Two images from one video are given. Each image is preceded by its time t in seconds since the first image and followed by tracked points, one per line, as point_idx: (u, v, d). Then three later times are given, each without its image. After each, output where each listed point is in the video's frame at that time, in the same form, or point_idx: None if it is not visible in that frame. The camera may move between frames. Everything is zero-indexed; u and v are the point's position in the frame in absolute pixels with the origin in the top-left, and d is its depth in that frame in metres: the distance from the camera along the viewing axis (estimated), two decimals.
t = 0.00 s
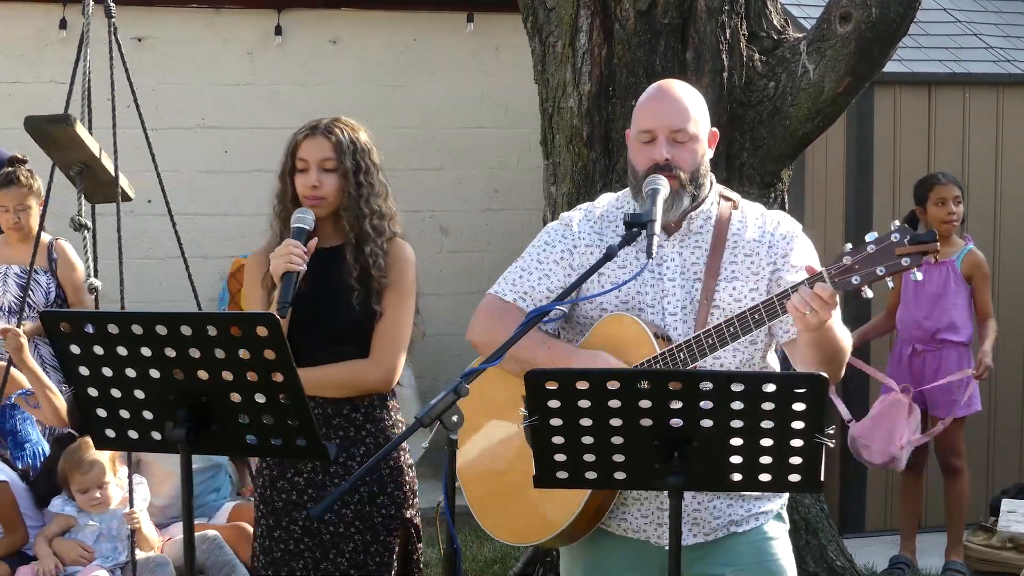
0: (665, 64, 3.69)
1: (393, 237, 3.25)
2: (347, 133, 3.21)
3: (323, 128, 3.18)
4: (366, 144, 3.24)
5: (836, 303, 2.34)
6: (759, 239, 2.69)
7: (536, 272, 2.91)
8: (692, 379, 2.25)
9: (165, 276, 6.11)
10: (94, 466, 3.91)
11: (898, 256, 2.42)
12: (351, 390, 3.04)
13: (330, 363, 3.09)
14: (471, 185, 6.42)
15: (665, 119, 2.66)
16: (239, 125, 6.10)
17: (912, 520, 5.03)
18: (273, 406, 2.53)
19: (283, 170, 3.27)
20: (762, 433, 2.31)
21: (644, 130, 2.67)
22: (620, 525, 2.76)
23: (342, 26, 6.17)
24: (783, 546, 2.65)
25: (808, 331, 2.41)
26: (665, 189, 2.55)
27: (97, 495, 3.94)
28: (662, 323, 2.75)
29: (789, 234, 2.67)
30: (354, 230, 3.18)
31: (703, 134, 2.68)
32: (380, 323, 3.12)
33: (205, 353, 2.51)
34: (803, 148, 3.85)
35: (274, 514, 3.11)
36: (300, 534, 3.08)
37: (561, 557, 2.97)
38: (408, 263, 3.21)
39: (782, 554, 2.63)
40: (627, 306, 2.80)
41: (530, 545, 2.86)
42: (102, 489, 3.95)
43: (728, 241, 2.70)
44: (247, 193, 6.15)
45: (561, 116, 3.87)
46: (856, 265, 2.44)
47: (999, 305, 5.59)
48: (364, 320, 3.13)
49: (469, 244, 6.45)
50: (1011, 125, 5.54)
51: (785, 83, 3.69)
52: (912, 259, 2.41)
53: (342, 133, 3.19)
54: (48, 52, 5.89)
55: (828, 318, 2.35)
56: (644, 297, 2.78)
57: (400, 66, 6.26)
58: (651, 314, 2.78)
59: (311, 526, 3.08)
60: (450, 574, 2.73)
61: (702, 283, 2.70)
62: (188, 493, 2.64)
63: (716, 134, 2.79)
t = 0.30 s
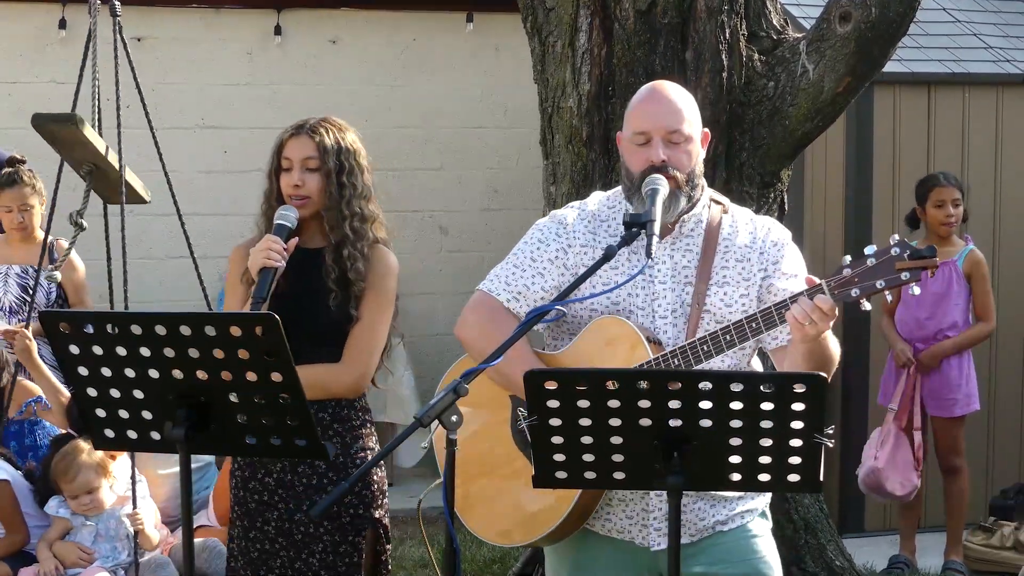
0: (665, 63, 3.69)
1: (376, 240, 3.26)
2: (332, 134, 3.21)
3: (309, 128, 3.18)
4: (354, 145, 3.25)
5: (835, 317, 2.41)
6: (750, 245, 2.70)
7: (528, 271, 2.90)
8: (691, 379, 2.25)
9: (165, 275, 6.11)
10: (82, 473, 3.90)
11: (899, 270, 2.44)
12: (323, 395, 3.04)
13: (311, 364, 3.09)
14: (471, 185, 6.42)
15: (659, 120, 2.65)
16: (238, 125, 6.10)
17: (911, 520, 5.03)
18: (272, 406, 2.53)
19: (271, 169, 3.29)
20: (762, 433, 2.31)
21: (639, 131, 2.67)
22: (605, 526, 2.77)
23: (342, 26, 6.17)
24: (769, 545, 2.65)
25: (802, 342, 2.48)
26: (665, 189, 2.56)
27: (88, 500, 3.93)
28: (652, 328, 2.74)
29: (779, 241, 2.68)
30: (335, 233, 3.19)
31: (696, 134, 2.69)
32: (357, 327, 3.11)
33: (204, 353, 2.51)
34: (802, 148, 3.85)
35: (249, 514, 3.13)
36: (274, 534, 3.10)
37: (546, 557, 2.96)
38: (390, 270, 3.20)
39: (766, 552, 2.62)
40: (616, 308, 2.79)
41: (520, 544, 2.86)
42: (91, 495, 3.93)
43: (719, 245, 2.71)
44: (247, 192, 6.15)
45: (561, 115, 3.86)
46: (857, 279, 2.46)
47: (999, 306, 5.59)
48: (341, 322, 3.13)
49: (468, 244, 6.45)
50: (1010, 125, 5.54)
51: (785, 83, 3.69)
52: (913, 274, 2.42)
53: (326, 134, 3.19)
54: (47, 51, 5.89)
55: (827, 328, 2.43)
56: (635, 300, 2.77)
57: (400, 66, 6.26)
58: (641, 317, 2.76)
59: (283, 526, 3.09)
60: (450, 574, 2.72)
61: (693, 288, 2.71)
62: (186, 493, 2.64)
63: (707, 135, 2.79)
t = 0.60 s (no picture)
0: (664, 63, 3.69)
1: (368, 248, 3.26)
2: (329, 138, 3.20)
3: (307, 130, 3.18)
4: (350, 150, 3.25)
5: (819, 303, 2.37)
6: (744, 241, 2.68)
7: (522, 268, 2.90)
8: (690, 379, 2.25)
9: (164, 275, 6.11)
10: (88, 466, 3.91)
11: (883, 257, 2.39)
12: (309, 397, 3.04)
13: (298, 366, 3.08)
14: (470, 185, 6.42)
15: (655, 117, 2.65)
16: (237, 124, 6.10)
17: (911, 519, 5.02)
18: (272, 406, 2.53)
19: (264, 168, 3.27)
20: (761, 432, 2.31)
21: (637, 128, 2.67)
22: (601, 523, 2.76)
23: (341, 26, 6.17)
24: (766, 546, 2.64)
25: (790, 331, 2.42)
26: (665, 189, 2.56)
27: (89, 493, 3.93)
28: (646, 323, 2.75)
29: (773, 238, 2.66)
30: (327, 239, 3.18)
31: (692, 129, 2.68)
32: (346, 331, 3.11)
33: (204, 352, 2.51)
34: (802, 148, 3.85)
35: (234, 515, 3.10)
36: (259, 535, 3.08)
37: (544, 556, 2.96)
38: (381, 278, 3.22)
39: (764, 553, 2.62)
40: (610, 305, 2.81)
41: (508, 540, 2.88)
42: (96, 488, 3.94)
43: (713, 242, 2.71)
44: (247, 191, 6.15)
45: (560, 114, 3.87)
46: (840, 266, 2.41)
47: (998, 305, 5.59)
48: (331, 326, 3.13)
49: (467, 243, 6.45)
50: (1009, 125, 5.55)
51: (784, 82, 3.69)
52: (896, 261, 2.38)
53: (324, 137, 3.19)
54: (47, 51, 5.89)
55: (812, 316, 2.38)
56: (629, 297, 2.78)
57: (399, 65, 6.26)
58: (635, 313, 2.77)
59: (268, 527, 3.07)
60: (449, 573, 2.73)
61: (686, 283, 2.70)
62: (186, 492, 2.64)
63: (703, 131, 2.78)
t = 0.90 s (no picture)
0: (662, 62, 3.69)
1: (373, 246, 3.25)
2: (334, 136, 3.20)
3: (312, 129, 3.19)
4: (354, 150, 3.24)
5: (795, 286, 2.32)
6: (742, 234, 2.68)
7: (519, 271, 2.91)
8: (687, 377, 2.25)
9: (162, 274, 6.11)
10: (95, 459, 3.89)
11: (856, 236, 2.38)
12: (321, 398, 3.03)
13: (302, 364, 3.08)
14: (469, 184, 6.42)
15: (653, 115, 2.65)
16: (235, 124, 6.10)
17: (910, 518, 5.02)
18: (270, 406, 2.53)
19: (268, 168, 3.27)
20: (760, 431, 2.30)
21: (634, 127, 2.67)
22: (605, 523, 2.75)
23: (340, 25, 6.17)
24: (772, 547, 2.63)
25: (774, 316, 2.38)
26: (662, 187, 2.56)
27: (95, 489, 3.89)
28: (644, 320, 2.74)
29: (771, 230, 2.65)
30: (332, 239, 3.17)
31: (690, 127, 2.68)
32: (353, 331, 3.11)
33: (202, 352, 2.51)
34: (800, 147, 3.85)
35: (242, 516, 3.08)
36: (268, 535, 3.06)
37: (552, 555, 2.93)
38: (388, 275, 3.21)
39: (770, 555, 2.61)
40: (609, 303, 2.80)
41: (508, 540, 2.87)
42: (101, 484, 3.90)
43: (711, 236, 2.70)
44: (245, 191, 6.14)
45: (558, 114, 3.87)
46: (815, 247, 2.38)
47: (996, 304, 5.59)
48: (339, 325, 3.13)
49: (465, 243, 6.45)
50: (1007, 123, 5.54)
51: (782, 81, 3.69)
52: (870, 239, 2.37)
53: (329, 136, 3.19)
54: (45, 50, 5.89)
55: (788, 300, 2.32)
56: (627, 294, 2.78)
57: (397, 65, 6.25)
58: (633, 311, 2.77)
59: (277, 527, 3.05)
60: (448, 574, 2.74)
61: (683, 279, 2.69)
62: (184, 492, 2.64)
63: (701, 131, 2.79)
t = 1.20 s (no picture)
0: (662, 62, 3.67)
1: (393, 243, 3.25)
2: (351, 133, 3.19)
3: (328, 127, 3.17)
4: (372, 146, 3.23)
5: (781, 290, 2.29)
6: (746, 234, 2.67)
7: (529, 279, 2.92)
8: (688, 377, 2.25)
9: (161, 274, 6.11)
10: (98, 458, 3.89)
11: (840, 237, 2.33)
12: (347, 396, 3.04)
13: (315, 364, 3.09)
14: (468, 184, 6.42)
15: (659, 117, 2.65)
16: (235, 123, 6.09)
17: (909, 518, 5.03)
18: (271, 405, 2.53)
19: (286, 167, 3.26)
20: (760, 432, 2.31)
21: (636, 130, 2.67)
22: (620, 523, 2.74)
23: (339, 24, 6.17)
24: (786, 550, 2.63)
25: (767, 320, 2.35)
26: (662, 188, 2.55)
27: (98, 491, 3.89)
28: (650, 323, 2.74)
29: (776, 228, 2.64)
30: (351, 235, 3.18)
31: (692, 128, 2.68)
32: (375, 330, 3.12)
33: (203, 351, 2.51)
34: (800, 147, 3.85)
35: (264, 514, 3.07)
36: (289, 534, 3.05)
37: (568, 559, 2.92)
38: (408, 270, 3.22)
39: (785, 560, 2.61)
40: (615, 307, 2.82)
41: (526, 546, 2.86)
42: (104, 485, 3.90)
43: (717, 235, 2.69)
44: (244, 190, 6.15)
45: (558, 114, 3.87)
46: (800, 250, 2.36)
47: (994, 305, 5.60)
48: (360, 322, 3.13)
49: (464, 242, 6.45)
50: (1006, 124, 5.55)
51: (782, 82, 3.69)
52: (853, 240, 2.31)
53: (346, 133, 3.18)
54: (44, 49, 5.88)
55: (776, 304, 2.29)
56: (633, 296, 2.79)
57: (396, 64, 6.25)
58: (639, 313, 2.78)
59: (300, 526, 3.05)
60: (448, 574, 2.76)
61: (688, 279, 2.69)
62: (183, 491, 2.64)
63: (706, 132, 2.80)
